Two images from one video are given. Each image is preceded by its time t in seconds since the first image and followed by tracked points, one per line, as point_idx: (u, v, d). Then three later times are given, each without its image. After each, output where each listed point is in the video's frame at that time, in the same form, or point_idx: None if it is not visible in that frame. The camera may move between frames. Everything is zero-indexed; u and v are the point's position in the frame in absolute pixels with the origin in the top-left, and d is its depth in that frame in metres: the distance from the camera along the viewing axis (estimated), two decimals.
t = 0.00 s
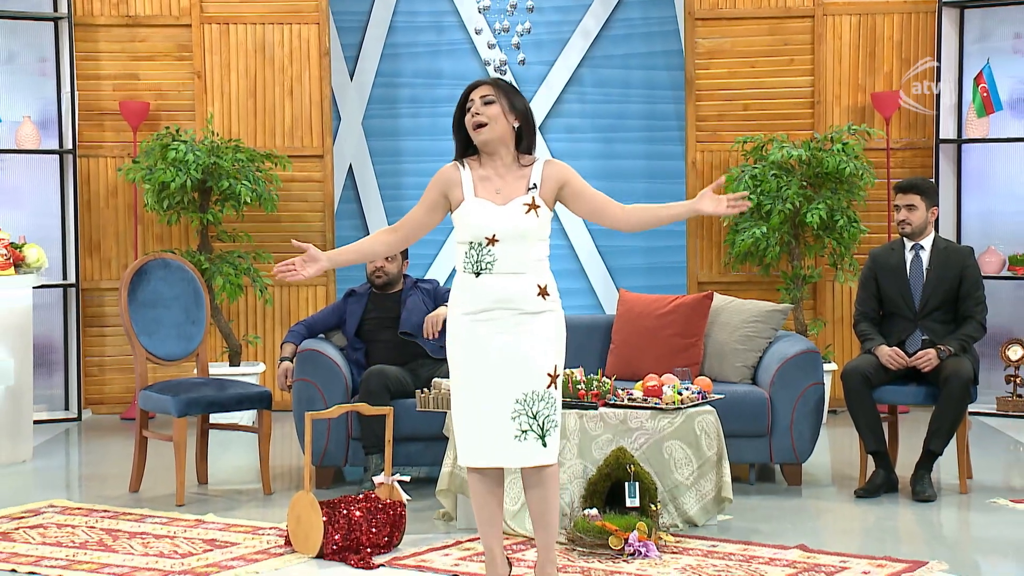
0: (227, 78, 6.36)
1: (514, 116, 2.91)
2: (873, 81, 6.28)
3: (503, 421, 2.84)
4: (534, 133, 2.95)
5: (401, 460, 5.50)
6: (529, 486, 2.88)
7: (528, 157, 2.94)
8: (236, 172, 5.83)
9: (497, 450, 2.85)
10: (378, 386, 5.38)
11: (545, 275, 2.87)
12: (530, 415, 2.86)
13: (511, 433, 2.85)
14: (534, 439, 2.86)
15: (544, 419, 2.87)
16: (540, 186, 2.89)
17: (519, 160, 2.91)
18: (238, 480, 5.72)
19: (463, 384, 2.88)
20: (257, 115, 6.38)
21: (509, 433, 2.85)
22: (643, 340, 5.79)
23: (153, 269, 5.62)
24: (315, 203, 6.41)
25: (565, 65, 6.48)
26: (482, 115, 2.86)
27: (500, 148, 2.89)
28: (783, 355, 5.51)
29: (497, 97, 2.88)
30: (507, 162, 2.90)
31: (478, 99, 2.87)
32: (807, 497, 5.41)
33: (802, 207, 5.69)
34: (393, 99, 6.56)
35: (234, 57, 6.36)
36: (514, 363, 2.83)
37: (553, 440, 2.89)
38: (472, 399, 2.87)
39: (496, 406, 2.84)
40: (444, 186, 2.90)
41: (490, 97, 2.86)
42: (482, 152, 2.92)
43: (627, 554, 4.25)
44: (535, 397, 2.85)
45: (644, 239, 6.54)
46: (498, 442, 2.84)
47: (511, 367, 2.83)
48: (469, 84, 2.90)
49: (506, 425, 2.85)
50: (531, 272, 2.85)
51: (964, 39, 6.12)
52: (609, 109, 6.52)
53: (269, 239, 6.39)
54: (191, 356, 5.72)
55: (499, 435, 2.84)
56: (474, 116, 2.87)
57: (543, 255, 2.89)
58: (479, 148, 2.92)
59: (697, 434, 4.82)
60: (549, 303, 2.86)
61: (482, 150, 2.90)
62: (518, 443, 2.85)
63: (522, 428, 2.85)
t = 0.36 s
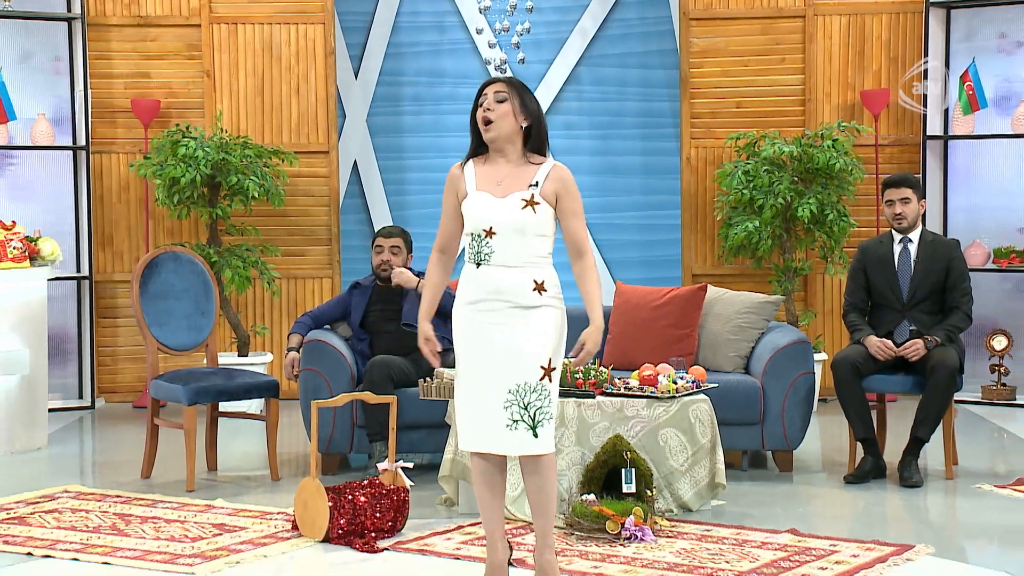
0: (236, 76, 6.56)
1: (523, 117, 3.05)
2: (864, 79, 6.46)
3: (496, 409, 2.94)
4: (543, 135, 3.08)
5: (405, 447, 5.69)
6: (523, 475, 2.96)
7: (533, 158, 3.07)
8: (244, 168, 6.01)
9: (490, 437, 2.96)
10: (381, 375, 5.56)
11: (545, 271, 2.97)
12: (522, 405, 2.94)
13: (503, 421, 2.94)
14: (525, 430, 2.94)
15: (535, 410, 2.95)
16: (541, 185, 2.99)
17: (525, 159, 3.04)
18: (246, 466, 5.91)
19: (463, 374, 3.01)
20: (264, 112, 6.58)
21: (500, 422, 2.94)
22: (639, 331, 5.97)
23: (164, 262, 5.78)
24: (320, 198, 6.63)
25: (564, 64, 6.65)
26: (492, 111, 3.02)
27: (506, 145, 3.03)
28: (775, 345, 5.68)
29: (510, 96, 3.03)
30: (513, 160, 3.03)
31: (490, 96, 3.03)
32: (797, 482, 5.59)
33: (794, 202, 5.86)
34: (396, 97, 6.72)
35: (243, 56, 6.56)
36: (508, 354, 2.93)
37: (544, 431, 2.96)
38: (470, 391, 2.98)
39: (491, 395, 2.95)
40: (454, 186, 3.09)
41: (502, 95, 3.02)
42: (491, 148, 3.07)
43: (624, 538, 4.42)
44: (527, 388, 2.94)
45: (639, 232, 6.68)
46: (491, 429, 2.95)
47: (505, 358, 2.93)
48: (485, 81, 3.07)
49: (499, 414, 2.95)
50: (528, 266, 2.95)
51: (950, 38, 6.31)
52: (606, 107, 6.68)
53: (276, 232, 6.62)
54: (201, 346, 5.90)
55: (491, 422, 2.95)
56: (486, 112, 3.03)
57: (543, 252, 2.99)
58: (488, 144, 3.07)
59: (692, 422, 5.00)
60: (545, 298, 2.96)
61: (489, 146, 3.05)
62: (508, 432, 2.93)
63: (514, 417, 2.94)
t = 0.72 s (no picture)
0: (243, 78, 6.73)
1: (529, 114, 3.27)
2: (853, 80, 6.64)
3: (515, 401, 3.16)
4: (545, 132, 3.33)
5: (408, 438, 5.87)
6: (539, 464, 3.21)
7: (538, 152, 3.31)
8: (252, 167, 6.19)
9: (509, 427, 3.17)
10: (384, 367, 5.72)
11: (557, 264, 3.18)
12: (539, 397, 3.16)
13: (521, 412, 3.16)
14: (543, 420, 3.16)
15: (552, 401, 3.17)
16: (547, 177, 3.21)
17: (533, 156, 3.26)
18: (255, 456, 6.11)
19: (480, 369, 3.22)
20: (272, 113, 6.75)
21: (519, 413, 3.16)
22: (635, 325, 6.15)
23: (174, 259, 5.96)
24: (326, 195, 6.78)
25: (562, 66, 6.86)
26: (509, 112, 3.21)
27: (516, 144, 3.24)
28: (767, 339, 5.85)
29: (520, 97, 3.22)
30: (521, 157, 3.24)
31: (505, 97, 3.21)
32: (788, 472, 5.77)
33: (785, 200, 6.04)
34: (400, 97, 6.96)
35: (251, 58, 6.73)
36: (527, 346, 3.14)
37: (562, 420, 3.19)
38: (487, 387, 3.19)
39: (510, 387, 3.16)
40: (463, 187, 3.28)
41: (516, 96, 3.21)
42: (500, 146, 3.26)
43: (620, 527, 4.61)
44: (544, 380, 3.16)
45: (636, 228, 6.90)
46: (510, 420, 3.16)
47: (524, 351, 3.15)
48: (494, 81, 3.23)
49: (517, 405, 3.17)
50: (541, 259, 3.16)
51: (938, 41, 6.48)
52: (603, 107, 6.90)
53: (282, 228, 6.77)
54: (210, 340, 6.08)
55: (510, 414, 3.16)
56: (499, 112, 3.22)
57: (555, 245, 3.19)
58: (496, 142, 3.26)
59: (686, 413, 5.18)
60: (559, 290, 3.17)
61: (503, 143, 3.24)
62: (527, 422, 3.15)
63: (532, 408, 3.16)
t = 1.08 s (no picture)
0: (251, 80, 6.95)
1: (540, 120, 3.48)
2: (843, 82, 6.82)
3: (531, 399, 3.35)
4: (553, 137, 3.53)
5: (411, 430, 6.05)
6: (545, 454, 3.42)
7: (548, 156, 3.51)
8: (260, 167, 6.38)
9: (527, 424, 3.35)
10: (389, 361, 5.90)
11: (570, 265, 3.40)
12: (555, 394, 3.37)
13: (539, 410, 3.35)
14: (559, 416, 3.37)
15: (567, 398, 3.38)
16: (560, 181, 3.41)
17: (543, 160, 3.46)
18: (263, 447, 6.29)
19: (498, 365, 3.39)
20: (279, 115, 6.96)
21: (537, 410, 3.35)
22: (631, 320, 6.33)
23: (184, 255, 6.15)
24: (330, 194, 6.98)
25: (560, 69, 7.05)
26: (523, 117, 3.40)
27: (528, 148, 3.44)
28: (760, 334, 6.03)
29: (533, 103, 3.42)
30: (532, 161, 3.45)
31: (520, 103, 3.40)
32: (781, 463, 5.94)
33: (777, 198, 6.22)
34: (402, 99, 7.15)
35: (258, 61, 6.95)
36: (544, 345, 3.34)
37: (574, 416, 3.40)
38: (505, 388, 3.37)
39: (527, 386, 3.35)
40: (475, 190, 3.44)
41: (530, 102, 3.41)
42: (512, 150, 3.45)
43: (617, 516, 4.77)
44: (561, 378, 3.36)
45: (633, 227, 7.08)
46: (529, 418, 3.35)
47: (541, 349, 3.34)
48: (508, 87, 3.41)
49: (535, 403, 3.36)
50: (556, 259, 3.37)
51: (925, 44, 6.66)
52: (600, 108, 7.09)
53: (289, 226, 6.98)
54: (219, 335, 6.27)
55: (528, 412, 3.35)
56: (514, 117, 3.40)
57: (567, 246, 3.40)
58: (509, 146, 3.44)
59: (681, 405, 5.37)
60: (573, 290, 3.39)
61: (517, 148, 3.42)
62: (545, 419, 3.35)
63: (549, 405, 3.36)
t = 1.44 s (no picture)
0: (259, 82, 7.15)
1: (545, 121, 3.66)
2: (833, 84, 7.02)
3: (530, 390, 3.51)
4: (554, 138, 3.72)
5: (414, 422, 6.23)
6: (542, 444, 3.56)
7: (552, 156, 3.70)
8: (267, 166, 6.56)
9: (526, 414, 3.52)
10: (392, 355, 6.08)
11: (570, 260, 3.58)
12: (554, 385, 3.54)
13: (538, 400, 3.52)
14: (558, 406, 3.54)
15: (565, 388, 3.55)
16: (566, 177, 3.62)
17: (548, 159, 3.66)
18: (271, 439, 6.48)
19: (501, 353, 3.53)
20: (285, 116, 7.17)
21: (536, 400, 3.52)
22: (627, 315, 6.51)
23: (193, 253, 6.32)
24: (335, 194, 7.20)
25: (559, 72, 7.23)
26: (529, 118, 3.59)
27: (534, 147, 3.62)
28: (752, 329, 6.20)
29: (540, 105, 3.61)
30: (538, 159, 3.63)
31: (526, 104, 3.59)
32: (773, 454, 6.12)
33: (769, 197, 6.41)
34: (406, 101, 7.33)
35: (266, 64, 7.15)
36: (543, 337, 3.51)
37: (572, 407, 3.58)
38: (504, 378, 3.53)
39: (527, 377, 3.51)
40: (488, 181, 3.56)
41: (536, 103, 3.60)
42: (518, 148, 3.63)
43: (614, 505, 4.94)
44: (559, 369, 3.53)
45: (629, 225, 7.26)
46: (528, 408, 3.51)
47: (540, 342, 3.51)
48: (516, 88, 3.60)
49: (534, 393, 3.52)
50: (559, 254, 3.55)
51: (912, 47, 6.88)
52: (597, 110, 7.27)
53: (296, 224, 7.20)
54: (227, 330, 6.45)
55: (528, 402, 3.51)
56: (521, 117, 3.59)
57: (568, 242, 3.59)
58: (515, 144, 3.62)
59: (676, 398, 5.54)
60: (572, 284, 3.56)
61: (523, 147, 3.60)
62: (544, 409, 3.52)
63: (548, 396, 3.52)
